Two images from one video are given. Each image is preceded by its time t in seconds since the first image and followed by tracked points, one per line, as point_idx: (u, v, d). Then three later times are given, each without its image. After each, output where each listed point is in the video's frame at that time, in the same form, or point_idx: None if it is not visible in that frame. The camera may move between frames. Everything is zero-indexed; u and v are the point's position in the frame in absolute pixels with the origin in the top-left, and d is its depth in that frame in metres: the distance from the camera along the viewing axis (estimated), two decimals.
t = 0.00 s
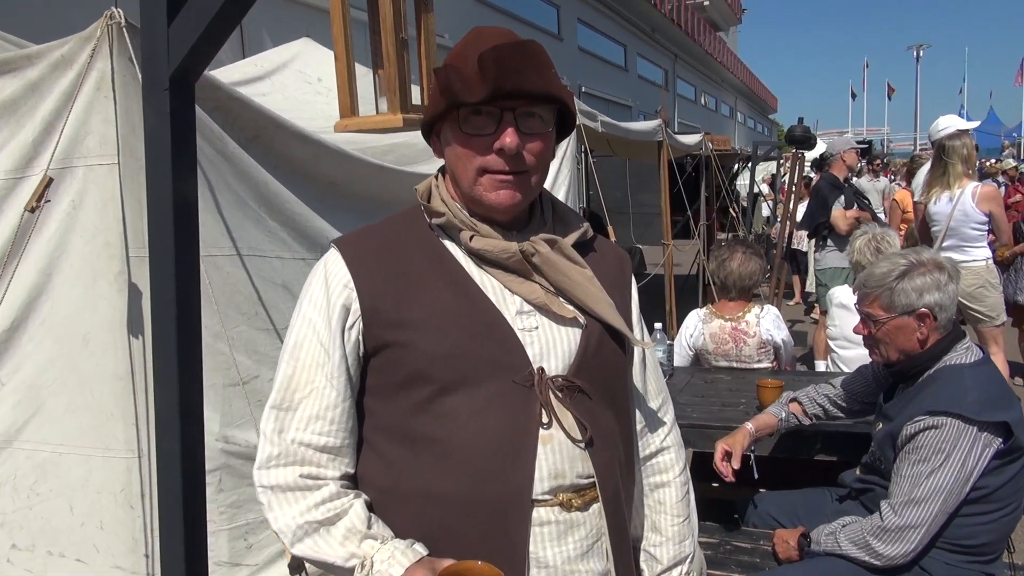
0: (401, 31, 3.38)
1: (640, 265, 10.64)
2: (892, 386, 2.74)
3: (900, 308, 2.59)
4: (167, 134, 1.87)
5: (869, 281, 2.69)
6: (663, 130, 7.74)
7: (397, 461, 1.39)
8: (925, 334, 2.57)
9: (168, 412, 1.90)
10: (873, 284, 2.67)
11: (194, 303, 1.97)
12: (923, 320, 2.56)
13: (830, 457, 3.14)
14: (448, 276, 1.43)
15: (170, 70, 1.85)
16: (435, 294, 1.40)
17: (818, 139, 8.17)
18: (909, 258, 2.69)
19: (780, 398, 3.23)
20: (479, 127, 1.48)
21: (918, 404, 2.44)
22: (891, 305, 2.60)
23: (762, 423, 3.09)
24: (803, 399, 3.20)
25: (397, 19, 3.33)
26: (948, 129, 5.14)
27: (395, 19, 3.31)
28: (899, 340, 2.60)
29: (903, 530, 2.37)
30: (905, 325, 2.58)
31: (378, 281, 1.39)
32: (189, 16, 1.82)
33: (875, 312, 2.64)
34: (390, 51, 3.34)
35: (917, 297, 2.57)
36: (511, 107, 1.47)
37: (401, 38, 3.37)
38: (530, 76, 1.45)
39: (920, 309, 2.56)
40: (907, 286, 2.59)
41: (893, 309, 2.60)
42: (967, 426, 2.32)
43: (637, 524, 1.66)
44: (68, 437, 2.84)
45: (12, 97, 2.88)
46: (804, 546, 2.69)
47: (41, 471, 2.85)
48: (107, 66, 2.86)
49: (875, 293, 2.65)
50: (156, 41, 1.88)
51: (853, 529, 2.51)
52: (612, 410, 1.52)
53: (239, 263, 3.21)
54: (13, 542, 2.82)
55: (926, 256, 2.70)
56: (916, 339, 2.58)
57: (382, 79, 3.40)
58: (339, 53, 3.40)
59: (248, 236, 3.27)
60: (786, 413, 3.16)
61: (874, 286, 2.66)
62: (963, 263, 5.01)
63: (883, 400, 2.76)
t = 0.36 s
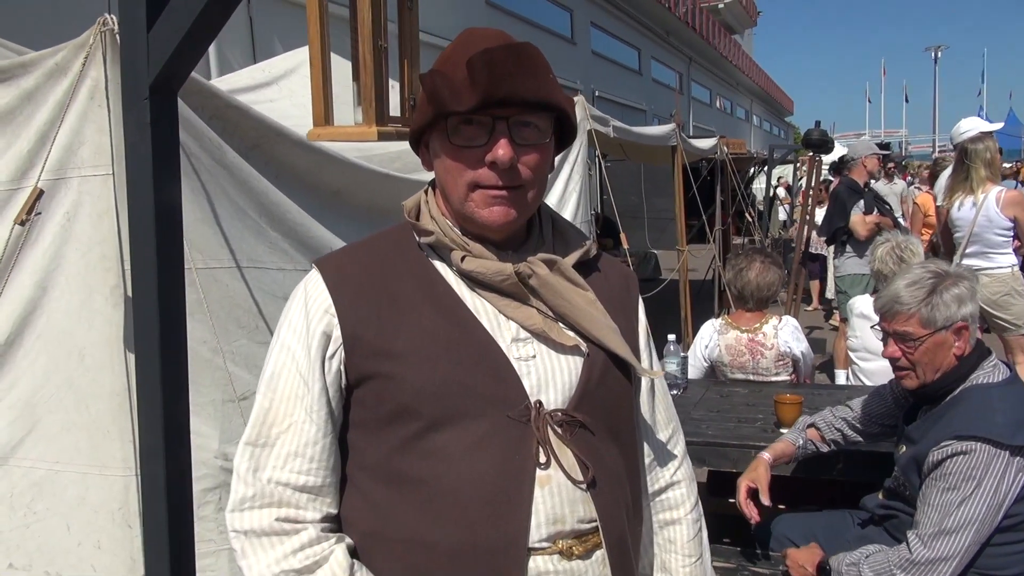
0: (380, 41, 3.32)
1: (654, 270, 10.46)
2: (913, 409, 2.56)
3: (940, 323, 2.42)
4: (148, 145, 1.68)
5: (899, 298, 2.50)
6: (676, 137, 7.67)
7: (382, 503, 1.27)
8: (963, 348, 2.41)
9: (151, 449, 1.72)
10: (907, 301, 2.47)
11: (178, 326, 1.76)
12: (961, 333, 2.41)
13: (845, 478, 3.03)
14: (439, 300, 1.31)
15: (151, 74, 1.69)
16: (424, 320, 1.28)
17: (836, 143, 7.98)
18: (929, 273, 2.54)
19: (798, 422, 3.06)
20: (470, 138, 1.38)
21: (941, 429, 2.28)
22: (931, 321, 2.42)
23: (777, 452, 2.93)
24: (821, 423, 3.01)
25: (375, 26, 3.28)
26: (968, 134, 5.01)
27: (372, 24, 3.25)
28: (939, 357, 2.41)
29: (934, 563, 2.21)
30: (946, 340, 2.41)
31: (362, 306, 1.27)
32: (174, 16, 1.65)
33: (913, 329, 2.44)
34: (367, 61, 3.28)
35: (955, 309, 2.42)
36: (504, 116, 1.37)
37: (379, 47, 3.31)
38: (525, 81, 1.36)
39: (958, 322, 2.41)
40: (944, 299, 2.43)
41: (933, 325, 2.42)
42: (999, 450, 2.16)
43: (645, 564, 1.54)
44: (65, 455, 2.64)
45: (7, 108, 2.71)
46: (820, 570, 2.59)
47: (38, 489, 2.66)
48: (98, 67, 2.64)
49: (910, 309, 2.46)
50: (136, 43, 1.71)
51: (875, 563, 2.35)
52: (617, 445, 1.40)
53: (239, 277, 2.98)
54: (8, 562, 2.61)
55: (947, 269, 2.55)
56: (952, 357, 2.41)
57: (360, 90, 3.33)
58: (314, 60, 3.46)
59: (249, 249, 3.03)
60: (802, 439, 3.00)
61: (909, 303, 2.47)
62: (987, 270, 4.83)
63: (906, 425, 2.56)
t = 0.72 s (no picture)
0: (391, 36, 2.91)
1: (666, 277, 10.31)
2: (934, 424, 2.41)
3: (945, 335, 2.26)
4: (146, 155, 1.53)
5: (908, 304, 2.38)
6: (689, 142, 7.57)
7: (376, 536, 1.18)
8: (971, 366, 2.23)
9: (135, 476, 1.56)
10: (913, 309, 2.35)
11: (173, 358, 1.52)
12: (969, 349, 2.23)
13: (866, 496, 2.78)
14: (438, 317, 1.23)
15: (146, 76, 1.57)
16: (422, 339, 1.20)
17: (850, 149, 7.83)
18: (951, 281, 2.35)
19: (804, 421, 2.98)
20: (468, 143, 1.30)
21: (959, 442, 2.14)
22: (934, 331, 2.28)
23: (772, 433, 2.90)
24: (831, 421, 2.92)
25: (385, 21, 2.85)
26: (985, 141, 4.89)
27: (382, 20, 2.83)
28: (943, 371, 2.27)
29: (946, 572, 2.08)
30: (951, 355, 2.25)
31: (355, 324, 1.19)
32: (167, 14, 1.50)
33: (916, 338, 2.32)
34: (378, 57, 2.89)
35: (963, 324, 2.24)
36: (504, 121, 1.29)
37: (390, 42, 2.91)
38: (526, 82, 1.27)
39: (966, 337, 2.23)
40: (952, 311, 2.26)
41: (936, 336, 2.28)
42: None
43: None
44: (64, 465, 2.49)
45: (8, 112, 2.61)
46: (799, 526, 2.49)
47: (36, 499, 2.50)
48: (100, 68, 2.55)
49: (915, 317, 2.33)
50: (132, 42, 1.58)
51: (874, 556, 2.24)
52: (629, 472, 1.31)
53: (243, 285, 2.84)
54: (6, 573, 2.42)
55: (975, 277, 2.35)
56: (959, 372, 2.25)
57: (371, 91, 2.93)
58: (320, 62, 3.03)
59: (253, 256, 2.91)
60: (807, 429, 2.92)
61: (914, 310, 2.34)
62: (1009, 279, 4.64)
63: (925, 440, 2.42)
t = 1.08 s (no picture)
0: (404, 37, 2.85)
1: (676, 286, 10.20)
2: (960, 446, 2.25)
3: (967, 357, 2.13)
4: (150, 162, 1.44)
5: (932, 321, 2.25)
6: (699, 151, 7.48)
7: (388, 572, 1.08)
8: (996, 389, 2.08)
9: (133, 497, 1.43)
10: (936, 327, 2.22)
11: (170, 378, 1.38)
12: (993, 372, 2.08)
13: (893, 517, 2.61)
14: (453, 334, 1.14)
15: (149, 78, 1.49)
16: (436, 358, 1.11)
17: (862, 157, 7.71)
18: (979, 300, 2.20)
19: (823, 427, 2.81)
20: (482, 149, 1.21)
21: (988, 477, 2.00)
22: (956, 351, 2.15)
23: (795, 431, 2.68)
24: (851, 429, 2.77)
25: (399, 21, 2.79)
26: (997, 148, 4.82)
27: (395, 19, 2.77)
28: (965, 393, 2.13)
29: None
30: (974, 377, 2.11)
31: (364, 342, 1.11)
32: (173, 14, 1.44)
33: (937, 357, 2.19)
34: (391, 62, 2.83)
35: (987, 345, 2.09)
36: (520, 124, 1.20)
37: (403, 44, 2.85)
38: (543, 83, 1.18)
39: (989, 359, 2.09)
40: (975, 331, 2.12)
41: (958, 356, 2.14)
42: None
43: None
44: (64, 482, 2.39)
45: (10, 119, 2.53)
46: None
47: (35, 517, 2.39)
48: (101, 74, 2.48)
49: (937, 336, 2.20)
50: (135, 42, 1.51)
51: None
52: (659, 501, 1.22)
53: (248, 296, 2.76)
54: None
55: (1004, 296, 2.19)
56: (984, 396, 2.10)
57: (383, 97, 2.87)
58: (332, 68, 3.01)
59: (257, 266, 2.82)
60: (827, 434, 2.75)
61: (936, 329, 2.22)
62: None
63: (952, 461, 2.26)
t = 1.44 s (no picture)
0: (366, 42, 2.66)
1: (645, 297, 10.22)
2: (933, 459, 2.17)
3: (933, 374, 2.09)
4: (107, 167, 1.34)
5: (898, 338, 2.22)
6: (668, 161, 7.50)
7: None
8: (965, 406, 2.04)
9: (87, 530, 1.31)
10: (902, 344, 2.19)
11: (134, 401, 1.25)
12: (961, 390, 2.04)
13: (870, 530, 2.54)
14: (431, 352, 1.07)
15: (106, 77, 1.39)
16: (412, 379, 1.04)
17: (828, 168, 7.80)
18: (944, 317, 2.16)
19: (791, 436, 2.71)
20: (457, 152, 1.15)
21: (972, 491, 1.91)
22: (923, 370, 2.11)
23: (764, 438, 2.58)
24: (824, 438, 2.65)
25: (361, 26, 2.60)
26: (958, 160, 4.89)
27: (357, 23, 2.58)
28: (933, 412, 2.09)
29: None
30: (941, 395, 2.07)
31: (335, 362, 1.03)
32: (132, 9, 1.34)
33: (904, 375, 2.16)
34: (349, 68, 2.64)
35: (952, 362, 2.05)
36: (497, 124, 1.14)
37: (364, 51, 2.66)
38: (520, 79, 1.12)
39: (955, 377, 2.04)
40: (938, 349, 2.08)
41: (925, 374, 2.10)
42: None
43: None
44: (14, 508, 2.24)
45: None
46: None
47: None
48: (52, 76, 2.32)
49: (903, 354, 2.17)
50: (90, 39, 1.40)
51: None
52: (651, 525, 1.16)
53: (211, 310, 2.64)
54: None
55: (970, 312, 2.15)
56: (953, 413, 2.05)
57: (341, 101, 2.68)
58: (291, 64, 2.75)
59: (222, 279, 2.71)
60: (797, 442, 2.64)
61: (903, 346, 2.18)
62: (991, 299, 4.30)
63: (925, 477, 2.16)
